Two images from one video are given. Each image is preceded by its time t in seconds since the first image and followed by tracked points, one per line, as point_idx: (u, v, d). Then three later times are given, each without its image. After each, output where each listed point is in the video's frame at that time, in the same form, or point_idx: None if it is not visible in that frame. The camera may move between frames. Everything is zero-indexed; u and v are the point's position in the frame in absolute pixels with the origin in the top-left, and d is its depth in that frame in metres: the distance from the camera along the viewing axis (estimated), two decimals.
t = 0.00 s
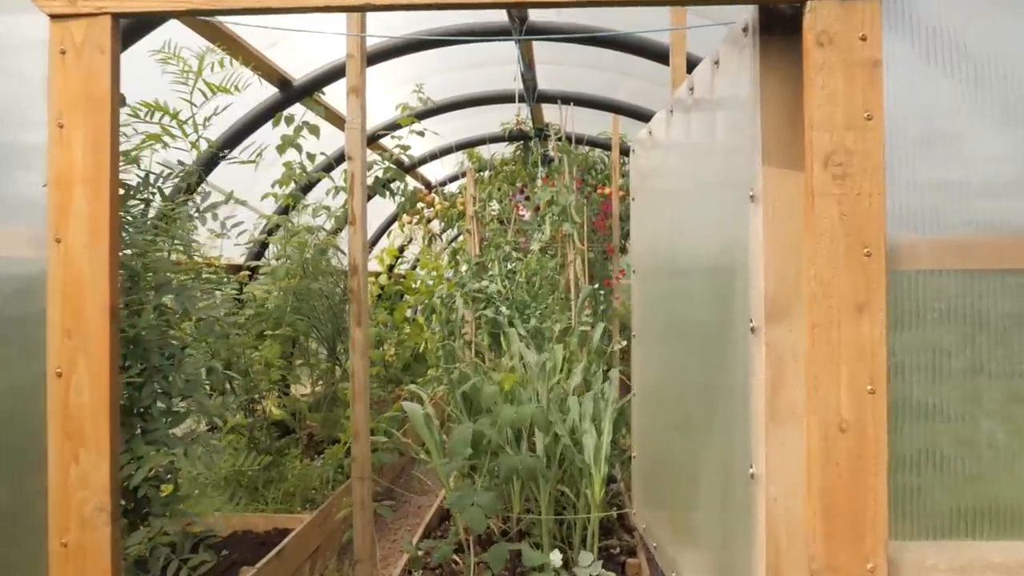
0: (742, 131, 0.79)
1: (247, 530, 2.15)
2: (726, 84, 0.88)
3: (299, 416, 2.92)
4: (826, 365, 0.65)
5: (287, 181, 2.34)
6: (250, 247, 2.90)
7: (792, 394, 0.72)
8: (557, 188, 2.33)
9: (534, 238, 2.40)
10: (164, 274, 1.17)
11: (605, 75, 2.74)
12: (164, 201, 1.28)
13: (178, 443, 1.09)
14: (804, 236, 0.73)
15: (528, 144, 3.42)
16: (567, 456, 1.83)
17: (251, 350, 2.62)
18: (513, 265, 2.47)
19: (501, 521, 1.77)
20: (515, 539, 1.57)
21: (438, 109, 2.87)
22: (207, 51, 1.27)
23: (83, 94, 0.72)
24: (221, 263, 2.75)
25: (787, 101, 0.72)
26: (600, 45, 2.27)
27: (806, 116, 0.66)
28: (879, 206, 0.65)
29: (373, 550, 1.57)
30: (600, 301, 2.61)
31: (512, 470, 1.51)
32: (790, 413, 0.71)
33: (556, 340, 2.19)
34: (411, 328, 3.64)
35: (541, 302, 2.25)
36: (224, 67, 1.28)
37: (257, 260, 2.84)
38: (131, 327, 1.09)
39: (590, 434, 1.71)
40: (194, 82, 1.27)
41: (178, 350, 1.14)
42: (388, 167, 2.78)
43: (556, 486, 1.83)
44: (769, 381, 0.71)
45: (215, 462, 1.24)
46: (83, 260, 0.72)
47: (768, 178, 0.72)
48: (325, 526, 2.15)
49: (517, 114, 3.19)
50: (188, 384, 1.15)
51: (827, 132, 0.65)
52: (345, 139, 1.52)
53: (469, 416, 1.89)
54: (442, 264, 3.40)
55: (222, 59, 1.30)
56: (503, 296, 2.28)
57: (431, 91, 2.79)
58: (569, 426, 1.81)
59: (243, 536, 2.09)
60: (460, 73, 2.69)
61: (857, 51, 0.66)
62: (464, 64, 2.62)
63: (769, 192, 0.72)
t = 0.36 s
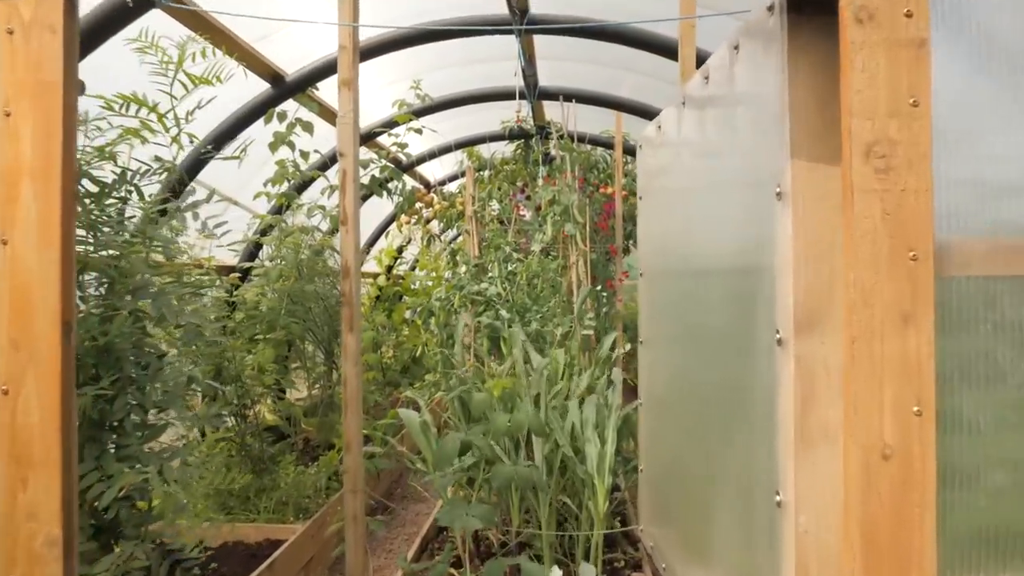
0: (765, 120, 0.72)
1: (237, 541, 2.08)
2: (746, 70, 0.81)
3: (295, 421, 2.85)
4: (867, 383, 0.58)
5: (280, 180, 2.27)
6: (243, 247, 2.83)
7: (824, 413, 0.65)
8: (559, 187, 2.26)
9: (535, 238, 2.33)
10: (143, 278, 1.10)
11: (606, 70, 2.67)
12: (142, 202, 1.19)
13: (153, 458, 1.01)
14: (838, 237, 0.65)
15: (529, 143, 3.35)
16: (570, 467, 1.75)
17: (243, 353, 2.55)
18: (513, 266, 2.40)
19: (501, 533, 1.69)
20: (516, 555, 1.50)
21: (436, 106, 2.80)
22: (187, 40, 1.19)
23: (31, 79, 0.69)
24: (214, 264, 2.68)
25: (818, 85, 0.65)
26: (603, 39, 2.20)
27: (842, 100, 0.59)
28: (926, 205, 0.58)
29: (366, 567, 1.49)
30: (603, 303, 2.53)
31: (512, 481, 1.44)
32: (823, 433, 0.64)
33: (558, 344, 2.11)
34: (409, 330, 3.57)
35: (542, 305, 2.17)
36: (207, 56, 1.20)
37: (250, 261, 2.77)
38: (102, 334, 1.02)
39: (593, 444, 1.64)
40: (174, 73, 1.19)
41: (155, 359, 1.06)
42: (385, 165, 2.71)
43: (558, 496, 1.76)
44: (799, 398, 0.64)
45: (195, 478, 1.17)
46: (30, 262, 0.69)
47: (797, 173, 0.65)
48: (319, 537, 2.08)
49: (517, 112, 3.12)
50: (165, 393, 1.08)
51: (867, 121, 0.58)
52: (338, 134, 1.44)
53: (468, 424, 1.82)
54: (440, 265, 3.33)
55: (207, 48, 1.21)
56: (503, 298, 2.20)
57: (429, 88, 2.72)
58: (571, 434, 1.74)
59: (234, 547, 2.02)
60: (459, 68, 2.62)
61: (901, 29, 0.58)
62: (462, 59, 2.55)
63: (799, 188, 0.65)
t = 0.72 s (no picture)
0: (796, 105, 0.64)
1: (226, 554, 2.00)
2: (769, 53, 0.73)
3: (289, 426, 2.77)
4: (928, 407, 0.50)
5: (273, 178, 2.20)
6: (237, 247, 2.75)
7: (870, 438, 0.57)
8: (562, 185, 2.18)
9: (536, 239, 2.25)
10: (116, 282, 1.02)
11: (610, 65, 2.59)
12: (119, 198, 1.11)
13: (125, 475, 0.94)
14: (884, 239, 0.57)
15: (530, 141, 3.27)
16: (573, 478, 1.68)
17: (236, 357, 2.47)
18: (514, 268, 2.32)
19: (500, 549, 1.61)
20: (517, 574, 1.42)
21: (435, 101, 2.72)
22: (165, 26, 1.12)
23: None
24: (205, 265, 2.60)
25: (863, 66, 0.57)
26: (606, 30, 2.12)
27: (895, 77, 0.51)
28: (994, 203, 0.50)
29: None
30: (606, 306, 2.46)
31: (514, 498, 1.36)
32: (872, 462, 0.56)
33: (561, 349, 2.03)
34: (407, 333, 3.49)
35: (544, 308, 2.09)
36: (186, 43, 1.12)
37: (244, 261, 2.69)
38: (69, 342, 0.93)
39: (598, 455, 1.56)
40: (152, 60, 1.11)
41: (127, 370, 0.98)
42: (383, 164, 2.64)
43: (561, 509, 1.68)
44: (843, 421, 0.56)
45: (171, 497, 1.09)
46: None
47: (838, 166, 0.57)
48: (313, 549, 2.01)
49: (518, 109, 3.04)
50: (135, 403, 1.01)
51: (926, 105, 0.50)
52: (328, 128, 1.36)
53: (467, 433, 1.74)
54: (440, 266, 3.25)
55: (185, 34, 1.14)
56: (503, 301, 2.12)
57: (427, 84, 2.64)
58: (575, 444, 1.66)
59: (223, 561, 1.94)
60: (459, 63, 2.55)
61: None
62: (462, 53, 2.47)
63: (840, 183, 0.57)
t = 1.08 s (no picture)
0: (836, 90, 0.55)
1: (215, 569, 1.92)
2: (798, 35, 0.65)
3: (283, 433, 2.69)
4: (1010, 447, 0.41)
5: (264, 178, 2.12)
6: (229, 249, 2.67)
7: (929, 474, 0.49)
8: (564, 184, 2.09)
9: (537, 240, 2.17)
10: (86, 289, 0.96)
11: (612, 60, 2.51)
12: (87, 199, 1.02)
13: (91, 503, 0.88)
14: (946, 245, 0.49)
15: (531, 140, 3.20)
16: (577, 492, 1.60)
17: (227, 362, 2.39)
18: (515, 270, 2.24)
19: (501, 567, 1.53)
20: None
21: (434, 98, 2.63)
22: (137, 13, 1.04)
23: None
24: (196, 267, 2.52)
25: (921, 43, 0.49)
26: (610, 23, 2.04)
27: (971, 52, 0.43)
28: None
29: None
30: (609, 309, 2.38)
31: (518, 517, 1.29)
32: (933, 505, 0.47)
33: (563, 355, 1.95)
34: (406, 336, 3.41)
35: (545, 312, 2.01)
36: (161, 31, 1.04)
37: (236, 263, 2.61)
38: (25, 356, 0.88)
39: (603, 468, 1.49)
40: (123, 49, 1.03)
41: (92, 388, 0.91)
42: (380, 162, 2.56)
43: (565, 524, 1.60)
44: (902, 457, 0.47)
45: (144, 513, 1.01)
46: None
47: (892, 159, 0.49)
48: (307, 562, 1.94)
49: (518, 107, 2.96)
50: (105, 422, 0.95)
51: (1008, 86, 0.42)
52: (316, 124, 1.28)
53: (465, 445, 1.66)
54: (439, 267, 3.17)
55: (161, 22, 1.06)
56: (503, 305, 2.04)
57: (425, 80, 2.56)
58: (579, 457, 1.58)
59: None
60: (457, 58, 2.47)
61: None
62: (460, 48, 2.39)
63: (895, 179, 0.49)
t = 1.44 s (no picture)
0: (876, 78, 0.48)
1: None
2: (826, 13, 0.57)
3: (277, 439, 2.62)
4: None
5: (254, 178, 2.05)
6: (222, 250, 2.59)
7: (999, 520, 0.42)
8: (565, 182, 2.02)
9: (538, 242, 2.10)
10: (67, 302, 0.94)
11: (613, 54, 2.44)
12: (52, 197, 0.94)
13: (48, 531, 0.87)
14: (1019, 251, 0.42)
15: (530, 138, 3.13)
16: (579, 506, 1.53)
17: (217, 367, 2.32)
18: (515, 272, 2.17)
19: None
20: None
21: (431, 94, 2.55)
22: None
23: None
24: (186, 269, 2.44)
25: (988, 18, 0.42)
26: (611, 14, 1.96)
27: None
28: None
29: None
30: (612, 312, 2.31)
31: (517, 536, 1.21)
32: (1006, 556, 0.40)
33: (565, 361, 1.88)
34: (403, 338, 3.34)
35: (545, 316, 1.94)
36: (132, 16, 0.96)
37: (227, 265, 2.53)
38: None
39: (606, 481, 1.41)
40: (91, 37, 0.95)
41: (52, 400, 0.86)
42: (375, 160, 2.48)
43: (566, 539, 1.53)
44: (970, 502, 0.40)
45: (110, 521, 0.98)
46: None
47: (955, 152, 0.41)
48: None
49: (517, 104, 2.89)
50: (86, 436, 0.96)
51: None
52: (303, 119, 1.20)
53: (462, 456, 1.59)
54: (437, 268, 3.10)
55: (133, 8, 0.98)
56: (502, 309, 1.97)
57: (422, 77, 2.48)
58: (581, 469, 1.51)
59: None
60: (454, 53, 2.39)
61: None
62: (457, 42, 2.31)
63: (959, 176, 0.41)
